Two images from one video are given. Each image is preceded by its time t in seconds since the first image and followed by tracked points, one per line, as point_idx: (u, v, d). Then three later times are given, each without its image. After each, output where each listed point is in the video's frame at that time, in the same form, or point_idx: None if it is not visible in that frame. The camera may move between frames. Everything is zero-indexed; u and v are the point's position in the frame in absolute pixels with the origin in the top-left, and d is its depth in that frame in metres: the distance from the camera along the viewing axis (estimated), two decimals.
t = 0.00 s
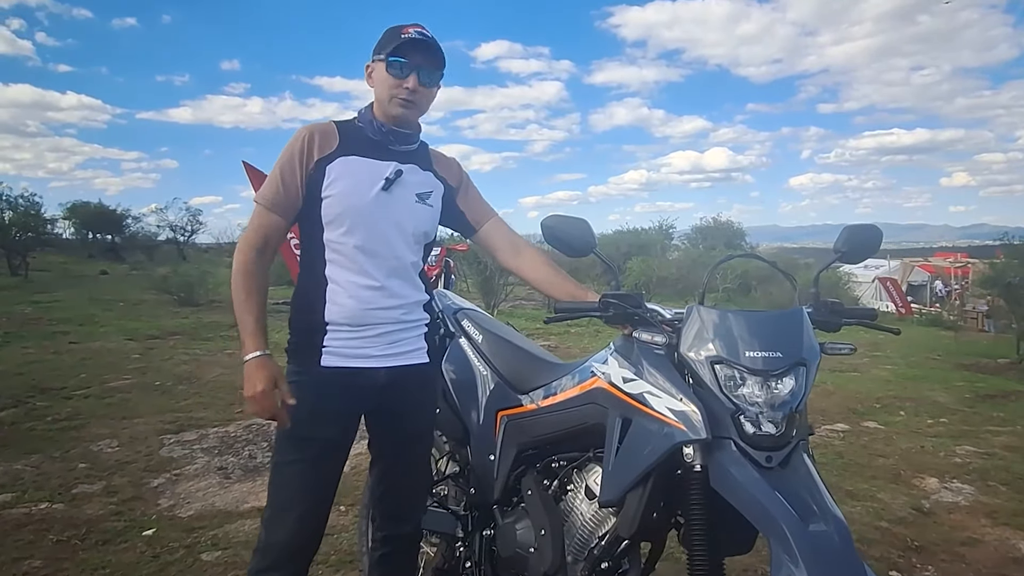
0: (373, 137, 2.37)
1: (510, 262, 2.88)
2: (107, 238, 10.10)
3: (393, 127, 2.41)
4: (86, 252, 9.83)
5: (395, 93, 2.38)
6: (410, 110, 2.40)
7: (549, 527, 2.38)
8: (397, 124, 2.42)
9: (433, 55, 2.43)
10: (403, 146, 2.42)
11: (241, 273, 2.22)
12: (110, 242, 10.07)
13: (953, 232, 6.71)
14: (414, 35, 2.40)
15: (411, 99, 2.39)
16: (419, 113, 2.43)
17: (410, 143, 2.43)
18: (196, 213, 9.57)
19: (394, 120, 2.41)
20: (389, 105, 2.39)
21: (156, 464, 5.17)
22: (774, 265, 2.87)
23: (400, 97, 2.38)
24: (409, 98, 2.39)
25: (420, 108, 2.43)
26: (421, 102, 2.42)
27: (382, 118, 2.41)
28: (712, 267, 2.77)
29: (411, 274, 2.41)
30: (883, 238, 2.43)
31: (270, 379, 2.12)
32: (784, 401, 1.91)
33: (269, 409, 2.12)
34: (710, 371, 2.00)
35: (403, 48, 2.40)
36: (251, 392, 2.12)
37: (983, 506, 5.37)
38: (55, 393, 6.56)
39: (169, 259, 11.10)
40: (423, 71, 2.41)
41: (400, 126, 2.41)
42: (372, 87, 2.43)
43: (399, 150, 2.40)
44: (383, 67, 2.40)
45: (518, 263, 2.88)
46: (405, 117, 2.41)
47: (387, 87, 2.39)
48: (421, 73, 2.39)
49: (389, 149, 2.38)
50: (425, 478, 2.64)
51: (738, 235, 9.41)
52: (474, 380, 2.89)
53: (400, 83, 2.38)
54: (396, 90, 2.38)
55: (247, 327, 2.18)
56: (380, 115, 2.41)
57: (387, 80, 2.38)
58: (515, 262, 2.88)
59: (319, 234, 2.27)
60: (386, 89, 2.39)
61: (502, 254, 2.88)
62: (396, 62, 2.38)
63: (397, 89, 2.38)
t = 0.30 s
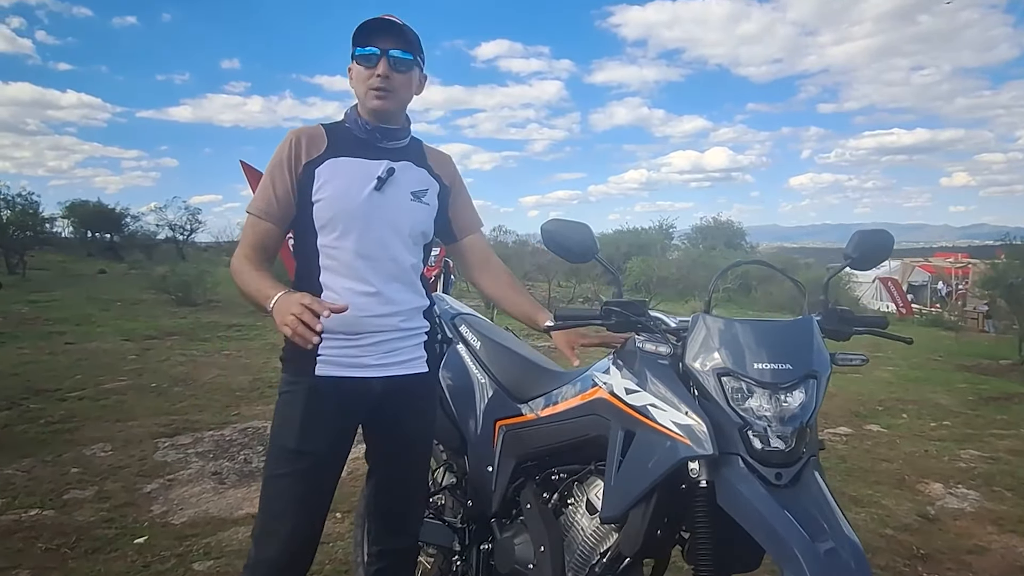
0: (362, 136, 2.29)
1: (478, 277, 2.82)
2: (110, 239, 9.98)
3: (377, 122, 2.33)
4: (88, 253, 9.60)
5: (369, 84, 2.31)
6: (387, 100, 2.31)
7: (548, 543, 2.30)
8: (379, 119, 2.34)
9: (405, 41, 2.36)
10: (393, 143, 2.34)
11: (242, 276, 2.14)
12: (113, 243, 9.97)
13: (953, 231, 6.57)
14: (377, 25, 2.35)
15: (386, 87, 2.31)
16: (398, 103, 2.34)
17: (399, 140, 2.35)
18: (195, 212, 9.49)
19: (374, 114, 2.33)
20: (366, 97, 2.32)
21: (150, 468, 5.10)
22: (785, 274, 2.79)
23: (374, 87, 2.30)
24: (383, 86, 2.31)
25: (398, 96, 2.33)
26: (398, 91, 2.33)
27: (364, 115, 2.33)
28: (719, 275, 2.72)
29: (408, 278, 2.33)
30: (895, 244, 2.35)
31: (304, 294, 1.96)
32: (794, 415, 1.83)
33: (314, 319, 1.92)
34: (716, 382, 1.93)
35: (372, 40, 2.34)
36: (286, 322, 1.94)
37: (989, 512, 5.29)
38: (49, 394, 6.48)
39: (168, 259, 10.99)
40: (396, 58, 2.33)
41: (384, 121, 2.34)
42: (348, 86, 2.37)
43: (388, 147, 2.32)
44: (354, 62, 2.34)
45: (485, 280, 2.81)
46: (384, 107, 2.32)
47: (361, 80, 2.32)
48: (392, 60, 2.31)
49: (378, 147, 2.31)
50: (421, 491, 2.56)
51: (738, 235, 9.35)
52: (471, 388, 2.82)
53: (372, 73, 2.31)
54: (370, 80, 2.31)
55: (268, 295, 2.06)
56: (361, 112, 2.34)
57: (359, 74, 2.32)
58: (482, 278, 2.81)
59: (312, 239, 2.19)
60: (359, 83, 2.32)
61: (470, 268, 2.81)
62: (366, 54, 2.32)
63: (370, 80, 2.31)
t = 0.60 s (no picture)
0: (349, 137, 2.17)
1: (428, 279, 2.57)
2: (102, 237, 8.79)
3: (365, 124, 2.21)
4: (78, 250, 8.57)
5: (362, 84, 2.18)
6: (378, 103, 2.19)
7: (546, 568, 2.17)
8: (369, 121, 2.21)
9: (406, 47, 2.24)
10: (383, 143, 2.22)
11: (222, 277, 1.99)
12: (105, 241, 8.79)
13: (953, 231, 6.37)
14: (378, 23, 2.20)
15: (380, 91, 2.18)
16: (389, 108, 2.21)
17: (390, 141, 2.22)
18: (191, 212, 9.35)
19: (364, 115, 2.20)
20: (357, 97, 2.19)
21: (138, 477, 4.97)
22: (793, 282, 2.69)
23: (368, 88, 2.18)
24: (377, 90, 2.18)
25: (389, 101, 2.21)
26: (390, 96, 2.20)
27: (352, 115, 2.21)
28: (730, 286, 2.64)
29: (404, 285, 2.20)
30: (912, 253, 2.24)
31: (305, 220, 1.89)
32: (808, 436, 1.71)
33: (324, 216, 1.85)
34: (724, 402, 1.80)
35: (373, 40, 2.21)
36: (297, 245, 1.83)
37: (998, 521, 5.16)
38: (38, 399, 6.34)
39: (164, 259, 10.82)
40: (394, 63, 2.20)
41: (375, 125, 2.21)
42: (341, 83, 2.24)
43: (378, 147, 2.20)
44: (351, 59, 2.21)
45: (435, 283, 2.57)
46: (374, 109, 2.19)
47: (355, 79, 2.19)
48: (390, 64, 2.19)
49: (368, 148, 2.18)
50: (414, 510, 2.43)
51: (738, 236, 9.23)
52: (465, 400, 2.70)
53: (367, 74, 2.18)
54: (364, 81, 2.18)
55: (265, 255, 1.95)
56: (351, 112, 2.21)
57: (353, 72, 2.19)
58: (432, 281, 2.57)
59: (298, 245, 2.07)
60: (353, 81, 2.20)
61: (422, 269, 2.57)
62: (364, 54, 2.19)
63: (364, 81, 2.18)
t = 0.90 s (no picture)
0: (335, 135, 2.07)
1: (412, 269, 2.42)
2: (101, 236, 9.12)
3: (354, 121, 2.10)
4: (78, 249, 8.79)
5: (353, 78, 2.07)
6: (368, 100, 2.08)
7: None
8: (358, 117, 2.11)
9: (404, 43, 2.13)
10: (371, 141, 2.12)
11: (217, 276, 1.86)
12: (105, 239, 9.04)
13: (954, 232, 6.25)
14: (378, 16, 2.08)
15: (372, 87, 2.07)
16: (379, 105, 2.11)
17: (378, 139, 2.13)
18: (190, 213, 9.29)
19: (352, 110, 2.09)
20: (346, 92, 2.08)
21: (128, 484, 4.86)
22: (799, 286, 2.59)
23: (359, 83, 2.07)
24: (369, 85, 2.07)
25: (381, 98, 2.10)
26: (383, 93, 2.10)
27: (341, 111, 2.10)
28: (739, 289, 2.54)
29: (389, 290, 2.11)
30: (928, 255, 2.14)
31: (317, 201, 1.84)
32: (823, 454, 1.61)
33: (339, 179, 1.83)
34: (733, 417, 1.70)
35: (369, 30, 2.09)
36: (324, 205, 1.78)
37: (1007, 529, 5.05)
38: (29, 403, 6.25)
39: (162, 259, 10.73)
40: (390, 58, 2.09)
41: (365, 123, 2.11)
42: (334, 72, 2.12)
43: (365, 146, 2.10)
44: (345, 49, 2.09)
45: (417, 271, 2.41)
46: (363, 107, 2.09)
47: (347, 71, 2.08)
48: (385, 59, 2.07)
49: (354, 146, 2.09)
50: (404, 525, 2.34)
51: (739, 237, 9.14)
52: (460, 409, 2.60)
53: (360, 68, 2.07)
54: (356, 75, 2.07)
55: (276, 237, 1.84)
56: (340, 107, 2.11)
57: (346, 64, 2.08)
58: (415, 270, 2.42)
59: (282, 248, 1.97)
60: (345, 73, 2.08)
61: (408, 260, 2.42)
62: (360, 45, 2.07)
63: (356, 75, 2.07)
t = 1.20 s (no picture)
0: (334, 133, 2.06)
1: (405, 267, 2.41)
2: (103, 238, 9.18)
3: (354, 119, 2.09)
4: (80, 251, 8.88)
5: (354, 77, 2.06)
6: (369, 100, 2.08)
7: None
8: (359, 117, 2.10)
9: (405, 40, 2.12)
10: (370, 140, 2.11)
11: (214, 279, 1.85)
12: (107, 241, 9.17)
13: (954, 233, 6.25)
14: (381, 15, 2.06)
15: (373, 87, 2.06)
16: (380, 104, 2.10)
17: (377, 137, 2.12)
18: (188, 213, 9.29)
19: (354, 110, 2.08)
20: (347, 91, 2.07)
21: (128, 484, 4.85)
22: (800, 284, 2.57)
23: (360, 83, 2.05)
24: (370, 85, 2.06)
25: (382, 97, 2.09)
26: (384, 92, 2.09)
27: (340, 109, 2.09)
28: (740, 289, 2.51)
29: (390, 290, 2.10)
30: (933, 254, 2.13)
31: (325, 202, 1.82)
32: (827, 453, 1.60)
33: (341, 186, 1.81)
34: (736, 416, 1.69)
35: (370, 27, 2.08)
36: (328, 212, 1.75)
37: (1008, 530, 5.04)
38: (30, 403, 6.24)
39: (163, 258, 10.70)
40: (391, 57, 2.08)
41: (364, 122, 2.09)
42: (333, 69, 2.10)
43: (364, 145, 2.09)
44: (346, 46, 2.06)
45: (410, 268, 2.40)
46: (364, 106, 2.08)
47: (348, 69, 2.06)
48: (388, 59, 2.06)
49: (353, 145, 2.08)
50: (404, 526, 2.33)
51: (739, 238, 9.15)
52: (461, 409, 2.58)
53: (361, 67, 2.06)
54: (357, 74, 2.06)
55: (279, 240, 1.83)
56: (340, 106, 2.10)
57: (347, 63, 2.06)
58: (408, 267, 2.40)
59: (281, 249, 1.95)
60: (346, 72, 2.06)
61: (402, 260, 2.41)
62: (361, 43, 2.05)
63: (358, 74, 2.05)
